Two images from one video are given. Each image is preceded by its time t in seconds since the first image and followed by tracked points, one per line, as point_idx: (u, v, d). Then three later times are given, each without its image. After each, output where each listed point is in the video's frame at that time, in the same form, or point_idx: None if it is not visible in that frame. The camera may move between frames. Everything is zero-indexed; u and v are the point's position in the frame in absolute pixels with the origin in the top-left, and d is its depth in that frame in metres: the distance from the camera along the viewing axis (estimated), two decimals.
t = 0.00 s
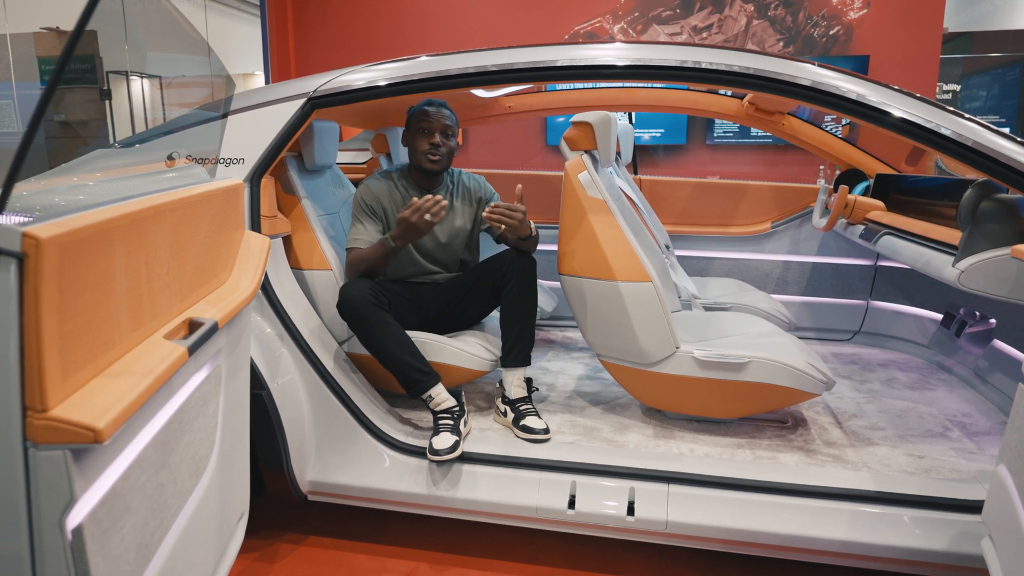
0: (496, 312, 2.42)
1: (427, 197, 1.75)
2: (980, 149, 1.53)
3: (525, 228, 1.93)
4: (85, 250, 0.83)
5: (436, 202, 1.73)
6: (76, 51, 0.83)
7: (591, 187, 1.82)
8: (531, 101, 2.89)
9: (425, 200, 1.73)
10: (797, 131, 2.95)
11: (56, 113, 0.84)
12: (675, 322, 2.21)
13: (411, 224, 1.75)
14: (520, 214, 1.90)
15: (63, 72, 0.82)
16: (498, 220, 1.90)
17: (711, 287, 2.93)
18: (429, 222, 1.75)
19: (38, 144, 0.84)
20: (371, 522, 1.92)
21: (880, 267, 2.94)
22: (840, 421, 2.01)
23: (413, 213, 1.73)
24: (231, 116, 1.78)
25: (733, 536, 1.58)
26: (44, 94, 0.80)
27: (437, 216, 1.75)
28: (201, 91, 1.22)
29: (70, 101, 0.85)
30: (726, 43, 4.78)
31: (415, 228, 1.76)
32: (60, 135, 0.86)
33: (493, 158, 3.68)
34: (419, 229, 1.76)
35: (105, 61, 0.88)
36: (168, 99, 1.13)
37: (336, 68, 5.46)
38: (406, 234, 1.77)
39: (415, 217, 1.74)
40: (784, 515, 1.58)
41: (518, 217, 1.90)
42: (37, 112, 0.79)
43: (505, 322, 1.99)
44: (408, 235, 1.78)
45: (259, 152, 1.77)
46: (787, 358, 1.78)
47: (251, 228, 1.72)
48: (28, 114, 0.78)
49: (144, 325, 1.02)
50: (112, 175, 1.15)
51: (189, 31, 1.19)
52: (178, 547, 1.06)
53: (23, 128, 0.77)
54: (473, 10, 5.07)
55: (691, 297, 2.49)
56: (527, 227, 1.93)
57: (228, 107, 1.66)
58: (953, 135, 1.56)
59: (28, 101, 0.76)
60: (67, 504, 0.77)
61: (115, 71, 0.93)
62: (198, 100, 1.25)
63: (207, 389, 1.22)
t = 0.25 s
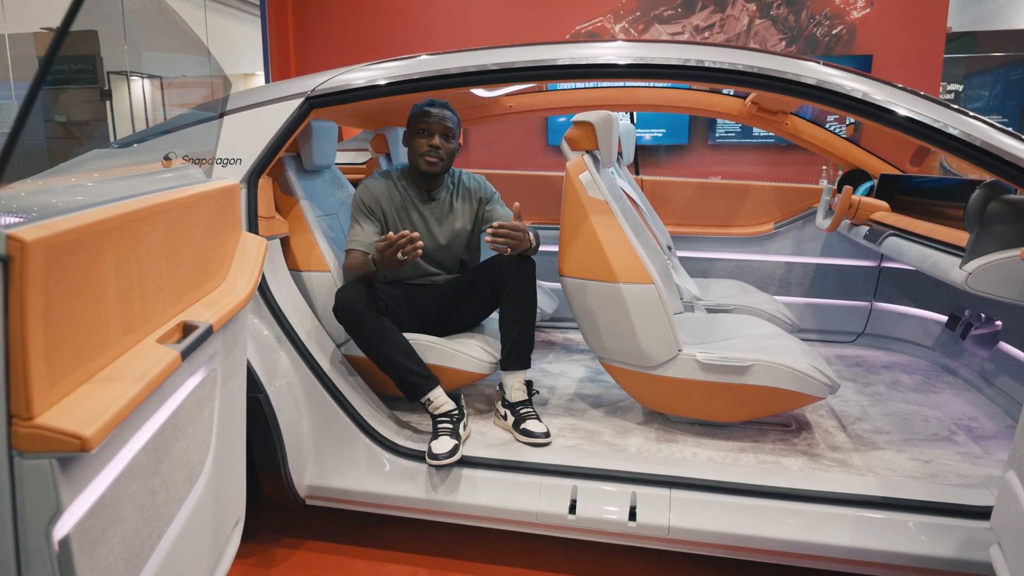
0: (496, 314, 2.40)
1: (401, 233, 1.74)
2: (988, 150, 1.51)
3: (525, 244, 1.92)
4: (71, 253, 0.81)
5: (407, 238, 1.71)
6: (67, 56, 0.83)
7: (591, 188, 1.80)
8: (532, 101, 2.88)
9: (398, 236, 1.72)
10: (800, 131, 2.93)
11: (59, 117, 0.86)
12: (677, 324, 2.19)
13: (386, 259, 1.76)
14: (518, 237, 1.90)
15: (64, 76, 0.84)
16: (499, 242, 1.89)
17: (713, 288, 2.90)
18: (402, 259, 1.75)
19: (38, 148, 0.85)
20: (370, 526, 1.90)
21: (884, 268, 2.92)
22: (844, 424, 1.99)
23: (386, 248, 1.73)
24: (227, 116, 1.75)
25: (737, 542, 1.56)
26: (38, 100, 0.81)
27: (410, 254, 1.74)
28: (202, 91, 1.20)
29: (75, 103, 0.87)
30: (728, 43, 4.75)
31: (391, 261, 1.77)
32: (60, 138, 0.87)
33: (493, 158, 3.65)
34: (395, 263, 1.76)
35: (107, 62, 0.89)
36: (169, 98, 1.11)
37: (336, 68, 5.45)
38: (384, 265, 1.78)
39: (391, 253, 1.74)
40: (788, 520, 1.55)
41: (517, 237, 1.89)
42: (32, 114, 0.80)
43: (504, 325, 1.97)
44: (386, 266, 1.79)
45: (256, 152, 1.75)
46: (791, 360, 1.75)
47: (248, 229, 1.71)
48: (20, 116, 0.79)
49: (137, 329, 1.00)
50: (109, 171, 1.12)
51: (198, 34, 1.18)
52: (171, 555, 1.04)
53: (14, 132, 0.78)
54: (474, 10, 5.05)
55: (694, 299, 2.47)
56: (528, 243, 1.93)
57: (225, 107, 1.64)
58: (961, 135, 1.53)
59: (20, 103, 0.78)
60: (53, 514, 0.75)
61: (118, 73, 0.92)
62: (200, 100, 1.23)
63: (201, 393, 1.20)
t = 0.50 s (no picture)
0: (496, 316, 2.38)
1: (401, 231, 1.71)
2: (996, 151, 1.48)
3: (524, 247, 1.90)
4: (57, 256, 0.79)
5: (409, 236, 1.69)
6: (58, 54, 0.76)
7: (592, 189, 1.78)
8: (533, 101, 2.87)
9: (398, 234, 1.70)
10: (803, 132, 2.91)
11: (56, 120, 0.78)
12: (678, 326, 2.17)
13: (385, 256, 1.73)
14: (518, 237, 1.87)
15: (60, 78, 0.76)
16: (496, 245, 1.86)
17: (715, 290, 2.88)
18: (401, 256, 1.72)
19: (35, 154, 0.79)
20: (368, 531, 1.88)
21: (888, 269, 2.90)
22: (848, 428, 1.98)
23: (385, 246, 1.70)
24: (223, 116, 1.73)
25: (740, 548, 1.54)
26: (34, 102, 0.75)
27: (410, 253, 1.71)
28: (200, 92, 1.16)
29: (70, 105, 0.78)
30: (730, 42, 4.72)
31: (390, 258, 1.74)
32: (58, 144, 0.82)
33: (494, 158, 3.63)
34: (394, 260, 1.73)
35: (108, 63, 0.79)
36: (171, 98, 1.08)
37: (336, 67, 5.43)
38: (382, 262, 1.75)
39: (389, 251, 1.71)
40: (792, 526, 1.53)
41: (514, 240, 1.86)
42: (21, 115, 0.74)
43: (504, 327, 1.94)
44: (385, 263, 1.76)
45: (253, 153, 1.73)
46: (795, 364, 1.73)
47: (245, 230, 1.69)
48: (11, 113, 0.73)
49: (129, 333, 0.98)
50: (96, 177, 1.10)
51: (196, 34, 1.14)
52: (162, 564, 1.02)
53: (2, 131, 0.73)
54: (475, 8, 5.03)
55: (696, 300, 2.45)
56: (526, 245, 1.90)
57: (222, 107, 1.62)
58: (969, 135, 1.51)
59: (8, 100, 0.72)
60: (40, 526, 0.72)
61: (123, 72, 0.83)
62: (198, 101, 1.18)
63: (195, 398, 1.17)
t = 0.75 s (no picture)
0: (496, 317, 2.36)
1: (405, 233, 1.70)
2: (1004, 151, 1.46)
3: (521, 248, 1.88)
4: (40, 260, 0.77)
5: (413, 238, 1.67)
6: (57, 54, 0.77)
7: (592, 190, 1.76)
8: (533, 101, 2.85)
9: (403, 236, 1.68)
10: (806, 131, 2.89)
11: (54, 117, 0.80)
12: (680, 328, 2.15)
13: (385, 256, 1.71)
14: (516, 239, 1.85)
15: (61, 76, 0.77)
16: (492, 246, 1.84)
17: (718, 291, 2.86)
18: (402, 258, 1.70)
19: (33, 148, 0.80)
20: (367, 535, 1.86)
21: (892, 271, 2.87)
22: (853, 432, 1.96)
23: (387, 246, 1.69)
24: (219, 117, 1.71)
25: (743, 555, 1.52)
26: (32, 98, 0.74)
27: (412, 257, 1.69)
28: (199, 91, 1.16)
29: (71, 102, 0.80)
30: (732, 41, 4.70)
31: (390, 259, 1.72)
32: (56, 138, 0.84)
33: (494, 158, 3.60)
34: (393, 261, 1.71)
35: (107, 63, 0.81)
36: (171, 98, 1.09)
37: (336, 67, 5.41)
38: (381, 263, 1.74)
39: (390, 252, 1.70)
40: (796, 533, 1.51)
41: (511, 241, 1.84)
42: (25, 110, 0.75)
43: (504, 329, 1.93)
44: (384, 264, 1.74)
45: (250, 153, 1.71)
46: (798, 367, 1.71)
47: (242, 232, 1.67)
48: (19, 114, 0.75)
49: (120, 338, 0.96)
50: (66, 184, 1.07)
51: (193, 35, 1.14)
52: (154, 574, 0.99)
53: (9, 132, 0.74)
54: (476, 7, 5.01)
55: (698, 302, 2.42)
56: (523, 246, 1.88)
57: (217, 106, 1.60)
58: (975, 136, 1.48)
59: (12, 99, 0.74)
60: (23, 540, 0.70)
61: (120, 72, 0.85)
62: (196, 101, 1.18)
63: (189, 403, 1.15)
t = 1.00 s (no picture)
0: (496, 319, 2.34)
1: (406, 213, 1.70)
2: (1012, 151, 1.43)
3: (518, 230, 1.85)
4: (24, 263, 0.75)
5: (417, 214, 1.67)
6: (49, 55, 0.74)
7: (593, 190, 1.74)
8: (534, 101, 2.86)
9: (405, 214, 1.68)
10: (808, 131, 2.87)
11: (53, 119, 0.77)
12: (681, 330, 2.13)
13: (386, 240, 1.69)
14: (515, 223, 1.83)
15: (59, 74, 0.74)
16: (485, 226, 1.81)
17: (720, 292, 2.84)
18: (404, 237, 1.69)
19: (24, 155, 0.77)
20: (364, 539, 1.84)
21: (895, 272, 2.85)
22: (856, 436, 1.94)
23: (388, 227, 1.68)
24: (213, 117, 1.69)
25: (745, 561, 1.49)
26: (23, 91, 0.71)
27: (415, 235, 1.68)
28: (198, 92, 1.15)
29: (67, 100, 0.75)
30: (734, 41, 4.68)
31: (390, 243, 1.70)
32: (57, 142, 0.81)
33: (494, 158, 3.58)
34: (395, 243, 1.70)
35: (108, 63, 0.78)
36: (171, 99, 1.07)
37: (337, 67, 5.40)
38: (381, 247, 1.71)
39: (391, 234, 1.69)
40: (799, 538, 1.48)
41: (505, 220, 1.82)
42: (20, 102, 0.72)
43: (504, 331, 1.91)
44: (384, 250, 1.73)
45: (247, 153, 1.69)
46: (802, 370, 1.69)
47: (238, 233, 1.65)
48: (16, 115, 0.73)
49: (110, 342, 0.94)
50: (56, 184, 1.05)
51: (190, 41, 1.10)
52: None
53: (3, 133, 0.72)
54: (476, 7, 4.99)
55: (699, 304, 2.40)
56: (519, 228, 1.85)
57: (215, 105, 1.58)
58: (982, 135, 1.46)
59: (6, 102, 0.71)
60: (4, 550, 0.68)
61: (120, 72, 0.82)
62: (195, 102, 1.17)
63: (182, 407, 1.13)
